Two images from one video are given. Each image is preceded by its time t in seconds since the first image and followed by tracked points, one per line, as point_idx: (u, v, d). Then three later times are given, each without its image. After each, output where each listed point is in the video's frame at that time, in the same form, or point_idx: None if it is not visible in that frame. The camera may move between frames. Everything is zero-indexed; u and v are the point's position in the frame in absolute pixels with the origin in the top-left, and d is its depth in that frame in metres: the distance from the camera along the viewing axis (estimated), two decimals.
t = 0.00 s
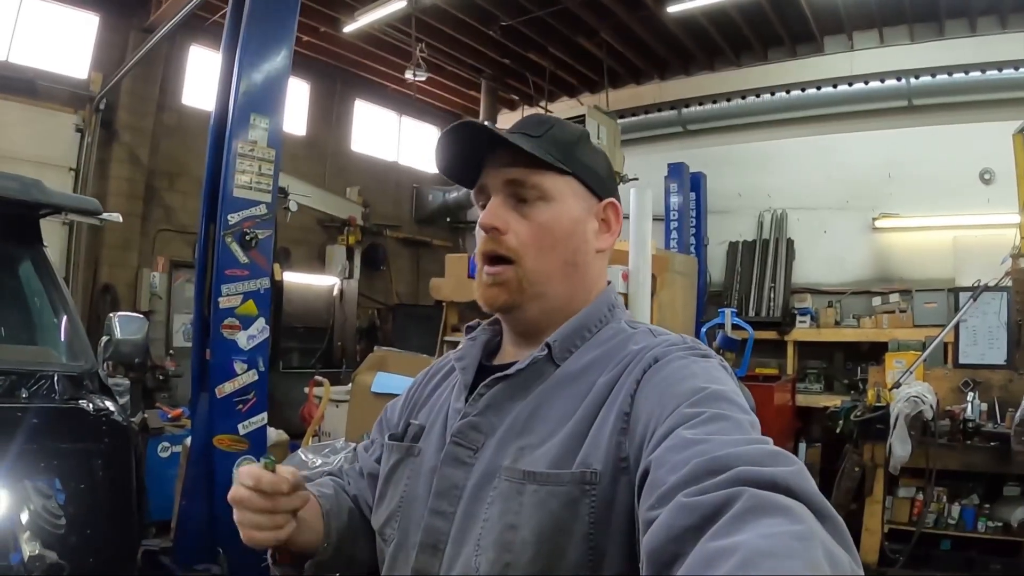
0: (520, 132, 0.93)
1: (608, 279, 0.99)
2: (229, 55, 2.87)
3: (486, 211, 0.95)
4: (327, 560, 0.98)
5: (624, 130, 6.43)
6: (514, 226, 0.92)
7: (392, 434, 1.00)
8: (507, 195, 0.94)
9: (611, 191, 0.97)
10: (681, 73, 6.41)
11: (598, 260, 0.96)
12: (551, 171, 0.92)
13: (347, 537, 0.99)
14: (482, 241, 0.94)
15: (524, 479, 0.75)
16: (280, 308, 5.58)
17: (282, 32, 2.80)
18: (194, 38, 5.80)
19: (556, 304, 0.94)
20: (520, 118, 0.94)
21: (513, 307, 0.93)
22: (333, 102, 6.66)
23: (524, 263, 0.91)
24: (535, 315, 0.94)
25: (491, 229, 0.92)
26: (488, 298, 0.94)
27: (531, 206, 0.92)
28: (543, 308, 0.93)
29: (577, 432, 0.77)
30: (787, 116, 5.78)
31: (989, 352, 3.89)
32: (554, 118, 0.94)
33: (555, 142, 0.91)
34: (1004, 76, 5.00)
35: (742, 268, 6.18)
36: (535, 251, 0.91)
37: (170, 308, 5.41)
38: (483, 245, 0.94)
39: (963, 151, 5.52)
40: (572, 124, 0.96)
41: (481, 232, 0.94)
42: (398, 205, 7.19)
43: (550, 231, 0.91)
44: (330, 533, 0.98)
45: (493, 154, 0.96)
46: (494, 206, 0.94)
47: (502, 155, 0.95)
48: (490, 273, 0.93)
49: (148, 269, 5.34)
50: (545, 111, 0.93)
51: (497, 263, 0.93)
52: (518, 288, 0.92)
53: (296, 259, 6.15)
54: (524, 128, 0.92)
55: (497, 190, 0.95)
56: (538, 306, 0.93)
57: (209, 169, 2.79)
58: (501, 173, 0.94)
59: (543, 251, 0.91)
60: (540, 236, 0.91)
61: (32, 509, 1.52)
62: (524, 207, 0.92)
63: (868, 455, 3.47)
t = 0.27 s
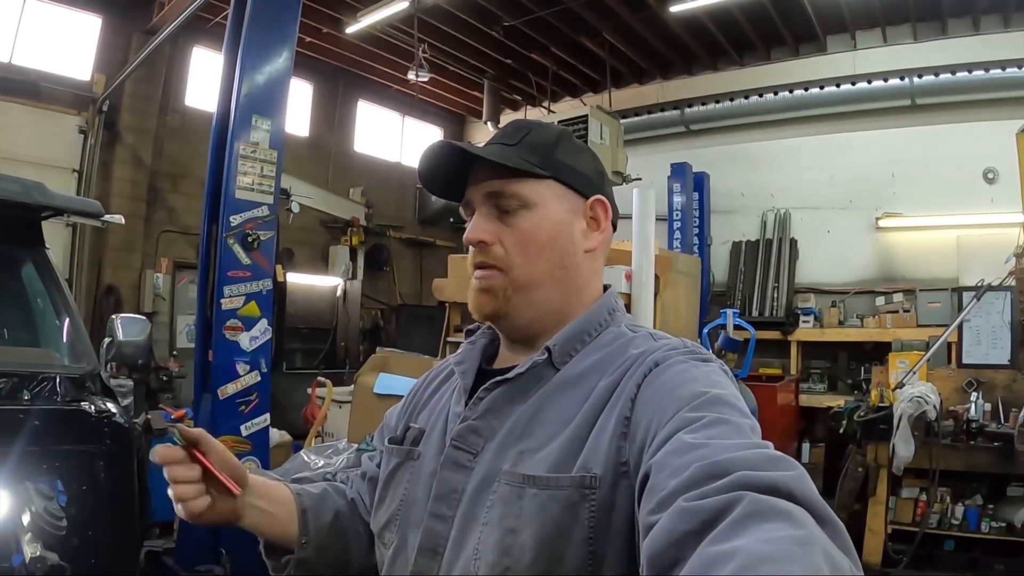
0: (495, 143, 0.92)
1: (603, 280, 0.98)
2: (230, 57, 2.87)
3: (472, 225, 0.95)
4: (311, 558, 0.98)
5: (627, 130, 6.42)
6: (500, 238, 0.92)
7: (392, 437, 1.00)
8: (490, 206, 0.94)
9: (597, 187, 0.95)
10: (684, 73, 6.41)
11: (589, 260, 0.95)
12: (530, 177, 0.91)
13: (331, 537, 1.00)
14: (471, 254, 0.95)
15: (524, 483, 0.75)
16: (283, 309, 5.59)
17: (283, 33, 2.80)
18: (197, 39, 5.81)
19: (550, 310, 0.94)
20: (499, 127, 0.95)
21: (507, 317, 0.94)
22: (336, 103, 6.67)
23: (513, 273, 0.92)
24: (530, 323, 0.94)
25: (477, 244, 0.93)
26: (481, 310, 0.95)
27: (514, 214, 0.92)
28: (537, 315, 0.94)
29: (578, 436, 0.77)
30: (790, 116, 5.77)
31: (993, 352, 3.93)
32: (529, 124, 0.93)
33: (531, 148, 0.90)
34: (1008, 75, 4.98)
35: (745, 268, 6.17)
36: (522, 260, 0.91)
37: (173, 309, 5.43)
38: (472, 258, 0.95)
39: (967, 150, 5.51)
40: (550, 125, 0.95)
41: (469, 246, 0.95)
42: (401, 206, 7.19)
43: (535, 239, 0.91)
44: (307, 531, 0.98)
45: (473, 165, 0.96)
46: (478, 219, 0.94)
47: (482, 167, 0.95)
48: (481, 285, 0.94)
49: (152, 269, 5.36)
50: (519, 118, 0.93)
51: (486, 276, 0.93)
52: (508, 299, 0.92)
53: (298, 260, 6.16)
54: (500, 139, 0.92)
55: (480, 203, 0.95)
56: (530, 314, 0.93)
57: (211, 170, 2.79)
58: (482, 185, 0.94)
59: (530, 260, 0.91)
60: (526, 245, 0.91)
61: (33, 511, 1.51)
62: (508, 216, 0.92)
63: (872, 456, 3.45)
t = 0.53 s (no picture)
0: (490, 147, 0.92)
1: (599, 282, 0.98)
2: (233, 59, 2.88)
3: (470, 228, 0.95)
4: (306, 557, 0.97)
5: (631, 130, 6.42)
6: (498, 241, 0.91)
7: (391, 440, 1.00)
8: (488, 209, 0.93)
9: (594, 189, 0.95)
10: (688, 73, 6.40)
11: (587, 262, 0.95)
12: (528, 180, 0.91)
13: (327, 535, 0.99)
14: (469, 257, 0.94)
15: (521, 483, 0.75)
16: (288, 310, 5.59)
17: (286, 35, 2.81)
18: (201, 42, 5.82)
19: (548, 312, 0.93)
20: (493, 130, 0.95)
21: (506, 319, 0.94)
22: (340, 105, 6.67)
23: (511, 276, 0.91)
24: (529, 324, 0.94)
25: (475, 246, 0.92)
26: (479, 312, 0.94)
27: (512, 217, 0.91)
28: (536, 317, 0.93)
29: (575, 436, 0.77)
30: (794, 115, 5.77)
31: (999, 351, 3.89)
32: (525, 126, 0.93)
33: (527, 151, 0.90)
34: (1013, 73, 4.96)
35: (750, 269, 6.16)
36: (520, 261, 0.91)
37: (178, 311, 5.44)
38: (470, 261, 0.94)
39: (972, 148, 5.49)
40: (544, 127, 0.95)
41: (467, 249, 0.94)
42: (406, 207, 7.19)
43: (534, 242, 0.91)
44: (298, 533, 0.98)
45: (470, 168, 0.96)
46: (476, 222, 0.94)
47: (478, 170, 0.94)
48: (479, 288, 0.93)
49: (157, 271, 5.38)
50: (514, 121, 0.93)
51: (484, 279, 0.93)
52: (508, 301, 0.92)
53: (303, 261, 6.17)
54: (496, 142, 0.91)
55: (477, 205, 0.95)
56: (529, 316, 0.93)
57: (215, 172, 2.80)
58: (479, 187, 0.94)
59: (529, 262, 0.91)
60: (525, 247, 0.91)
61: (36, 511, 1.53)
62: (506, 217, 0.92)
63: (877, 456, 3.45)
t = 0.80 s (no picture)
0: (535, 138, 0.91)
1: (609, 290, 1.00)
2: (238, 61, 2.88)
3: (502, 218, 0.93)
4: (318, 564, 0.98)
5: (636, 131, 6.41)
6: (531, 234, 0.91)
7: (396, 444, 1.00)
8: (522, 204, 0.93)
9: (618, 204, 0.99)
10: (692, 73, 6.39)
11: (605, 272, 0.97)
12: (568, 181, 0.92)
13: (336, 542, 1.00)
14: (496, 247, 0.93)
15: (523, 485, 0.75)
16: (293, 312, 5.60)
17: (289, 36, 2.81)
18: (206, 44, 5.83)
19: (566, 314, 0.94)
20: (530, 122, 0.93)
21: (527, 316, 0.93)
22: (345, 106, 6.68)
23: (539, 273, 0.91)
24: (545, 324, 0.94)
25: (508, 237, 0.91)
26: (500, 306, 0.93)
27: (547, 215, 0.92)
28: (554, 318, 0.93)
29: (576, 438, 0.77)
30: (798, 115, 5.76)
31: (1005, 351, 3.87)
32: (568, 126, 0.94)
33: (573, 152, 0.91)
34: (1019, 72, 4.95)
35: (756, 268, 6.15)
36: (551, 262, 0.91)
37: (184, 312, 5.46)
38: (496, 252, 0.93)
39: (977, 148, 5.49)
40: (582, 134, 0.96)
41: (495, 239, 0.93)
42: (411, 208, 7.20)
43: (565, 241, 0.91)
44: (309, 537, 0.98)
45: (507, 159, 0.95)
46: (509, 213, 0.93)
47: (519, 161, 0.94)
48: (504, 280, 0.92)
49: (163, 273, 5.40)
50: (560, 118, 0.93)
51: (513, 272, 0.92)
52: (533, 298, 0.91)
53: (309, 262, 6.18)
54: (544, 132, 0.91)
55: (510, 198, 0.94)
56: (550, 315, 0.93)
57: (220, 174, 2.80)
58: (517, 180, 0.93)
59: (557, 261, 0.91)
60: (556, 245, 0.91)
61: (41, 514, 1.54)
62: (540, 216, 0.92)
63: (884, 457, 3.45)
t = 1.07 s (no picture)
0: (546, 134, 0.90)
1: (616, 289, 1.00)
2: (241, 62, 2.88)
3: (513, 217, 0.93)
4: (328, 566, 0.98)
5: (639, 132, 6.42)
6: (542, 234, 0.91)
7: (401, 443, 1.00)
8: (533, 203, 0.93)
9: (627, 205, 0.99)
10: (695, 74, 6.39)
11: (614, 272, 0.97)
12: (580, 182, 0.92)
13: (345, 544, 1.00)
14: (506, 246, 0.93)
15: (530, 486, 0.75)
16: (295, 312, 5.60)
17: (292, 36, 2.81)
18: (209, 44, 5.84)
19: (574, 314, 0.94)
20: (542, 118, 0.92)
21: (535, 316, 0.93)
22: (348, 107, 6.69)
23: (549, 273, 0.91)
24: (554, 324, 0.94)
25: (519, 236, 0.91)
26: (509, 305, 0.93)
27: (558, 215, 0.92)
28: (562, 318, 0.94)
29: (582, 439, 0.77)
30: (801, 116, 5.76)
31: (1008, 352, 3.89)
32: (580, 125, 0.93)
33: (585, 152, 0.91)
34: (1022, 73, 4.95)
35: (758, 269, 6.15)
36: (561, 262, 0.91)
37: (187, 312, 5.47)
38: (506, 250, 0.93)
39: (980, 148, 5.48)
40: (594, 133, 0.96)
41: (506, 237, 0.93)
42: (414, 209, 7.20)
43: (576, 242, 0.91)
44: (320, 539, 0.99)
45: (520, 157, 0.95)
46: (520, 213, 0.93)
47: (532, 159, 0.93)
48: (513, 280, 0.92)
49: (166, 273, 5.41)
50: (572, 116, 0.92)
51: (522, 272, 0.92)
52: (541, 297, 0.92)
53: (312, 263, 6.19)
54: (556, 130, 0.90)
55: (522, 196, 0.94)
56: (559, 315, 0.93)
57: (223, 174, 2.80)
58: (529, 179, 0.93)
59: (567, 262, 0.91)
60: (567, 246, 0.91)
61: (44, 513, 1.54)
62: (551, 216, 0.92)
63: (886, 458, 3.44)
